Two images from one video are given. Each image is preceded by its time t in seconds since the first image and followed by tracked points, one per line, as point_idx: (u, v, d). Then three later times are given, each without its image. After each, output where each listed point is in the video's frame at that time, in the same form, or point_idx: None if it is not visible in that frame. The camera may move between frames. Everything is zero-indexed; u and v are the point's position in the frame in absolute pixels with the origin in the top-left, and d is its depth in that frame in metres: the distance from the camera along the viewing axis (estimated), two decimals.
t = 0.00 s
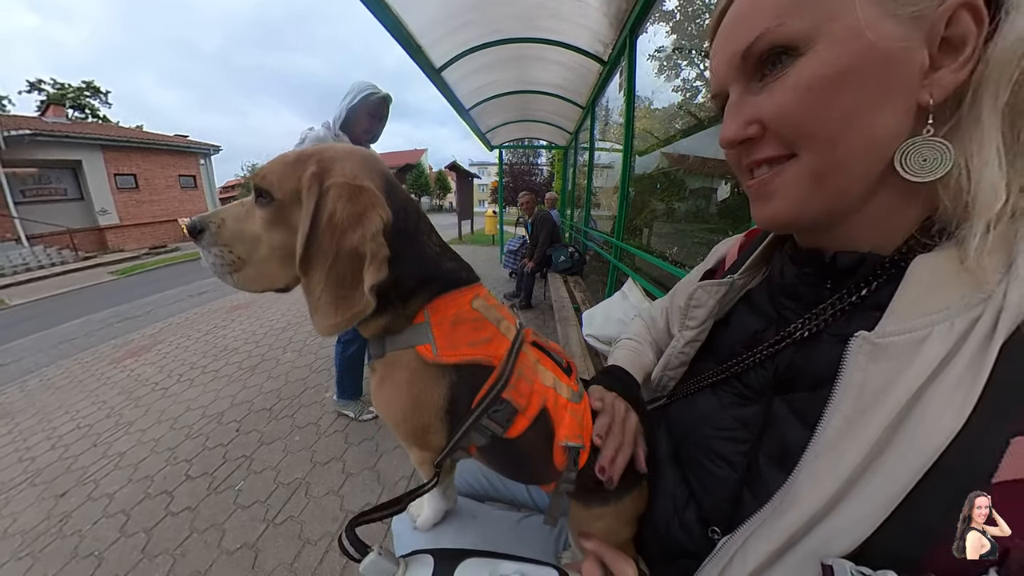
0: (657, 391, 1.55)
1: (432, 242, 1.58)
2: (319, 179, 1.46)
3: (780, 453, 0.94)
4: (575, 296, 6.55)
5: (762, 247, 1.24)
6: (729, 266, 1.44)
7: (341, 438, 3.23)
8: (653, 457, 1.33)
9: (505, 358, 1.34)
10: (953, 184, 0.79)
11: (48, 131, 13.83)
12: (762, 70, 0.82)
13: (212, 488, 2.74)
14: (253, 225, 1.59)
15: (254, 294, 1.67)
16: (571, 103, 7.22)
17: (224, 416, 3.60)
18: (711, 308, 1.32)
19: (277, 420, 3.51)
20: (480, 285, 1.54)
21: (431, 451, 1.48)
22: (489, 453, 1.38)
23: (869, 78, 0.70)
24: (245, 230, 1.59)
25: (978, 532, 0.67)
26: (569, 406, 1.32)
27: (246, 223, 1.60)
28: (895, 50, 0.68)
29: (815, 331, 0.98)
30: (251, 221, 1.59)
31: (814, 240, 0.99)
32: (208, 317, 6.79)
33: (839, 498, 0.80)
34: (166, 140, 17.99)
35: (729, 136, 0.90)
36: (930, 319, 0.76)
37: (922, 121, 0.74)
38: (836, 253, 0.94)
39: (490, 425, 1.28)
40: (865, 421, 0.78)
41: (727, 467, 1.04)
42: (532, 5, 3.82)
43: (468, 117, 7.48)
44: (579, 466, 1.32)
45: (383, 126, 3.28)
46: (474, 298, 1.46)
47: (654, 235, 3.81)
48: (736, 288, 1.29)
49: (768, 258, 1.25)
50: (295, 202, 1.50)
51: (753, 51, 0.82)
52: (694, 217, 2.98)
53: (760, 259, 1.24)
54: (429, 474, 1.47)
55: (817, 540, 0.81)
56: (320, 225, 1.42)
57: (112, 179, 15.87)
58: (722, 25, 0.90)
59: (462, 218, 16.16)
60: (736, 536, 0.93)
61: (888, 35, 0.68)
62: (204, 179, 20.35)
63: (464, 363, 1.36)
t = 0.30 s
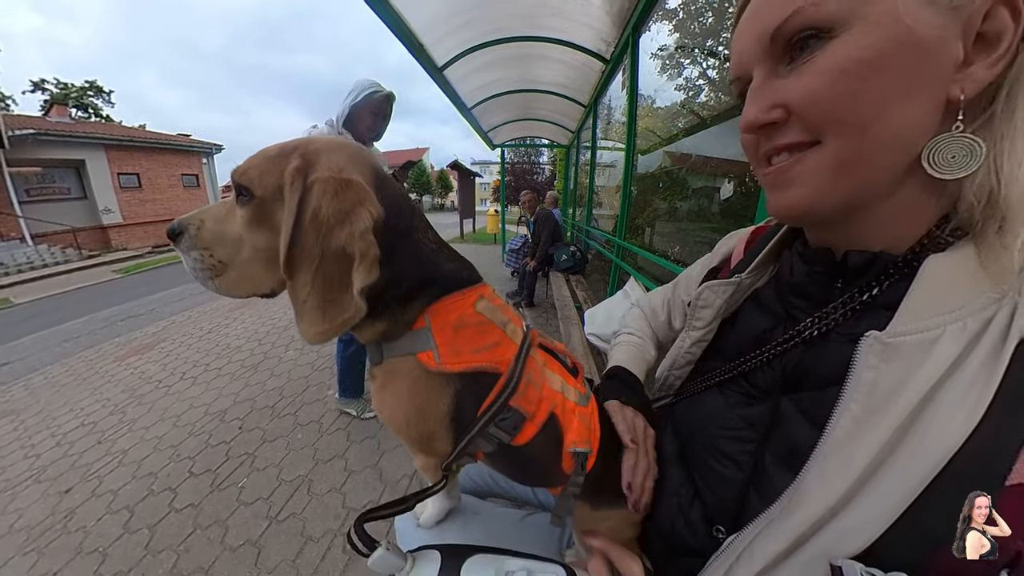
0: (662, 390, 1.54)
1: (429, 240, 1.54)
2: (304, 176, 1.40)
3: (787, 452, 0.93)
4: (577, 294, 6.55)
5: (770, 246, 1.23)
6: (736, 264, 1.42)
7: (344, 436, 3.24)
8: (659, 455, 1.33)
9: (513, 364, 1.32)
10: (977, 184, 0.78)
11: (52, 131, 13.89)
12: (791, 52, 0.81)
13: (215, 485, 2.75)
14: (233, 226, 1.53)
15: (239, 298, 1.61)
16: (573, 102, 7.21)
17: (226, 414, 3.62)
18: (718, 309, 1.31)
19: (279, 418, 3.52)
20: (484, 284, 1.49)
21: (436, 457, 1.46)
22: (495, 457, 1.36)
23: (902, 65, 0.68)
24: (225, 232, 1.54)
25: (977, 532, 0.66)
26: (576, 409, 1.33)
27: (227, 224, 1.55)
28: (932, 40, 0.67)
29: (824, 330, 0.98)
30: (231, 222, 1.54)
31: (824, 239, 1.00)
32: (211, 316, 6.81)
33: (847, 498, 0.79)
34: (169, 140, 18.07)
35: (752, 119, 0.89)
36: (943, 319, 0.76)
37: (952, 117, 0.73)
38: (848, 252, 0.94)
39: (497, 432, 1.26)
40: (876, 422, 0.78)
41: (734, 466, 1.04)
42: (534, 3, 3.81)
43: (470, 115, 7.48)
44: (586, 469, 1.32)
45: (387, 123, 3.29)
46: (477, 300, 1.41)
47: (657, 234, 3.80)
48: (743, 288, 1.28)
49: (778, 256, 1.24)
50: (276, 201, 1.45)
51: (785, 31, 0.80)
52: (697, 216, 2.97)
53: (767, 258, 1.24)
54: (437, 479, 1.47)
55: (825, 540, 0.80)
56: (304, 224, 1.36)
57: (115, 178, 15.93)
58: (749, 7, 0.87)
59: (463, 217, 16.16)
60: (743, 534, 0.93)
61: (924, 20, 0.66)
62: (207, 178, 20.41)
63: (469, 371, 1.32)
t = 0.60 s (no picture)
0: (660, 390, 1.53)
1: (416, 241, 1.52)
2: (283, 178, 1.36)
3: (785, 455, 0.93)
4: (578, 294, 6.54)
5: (772, 244, 1.23)
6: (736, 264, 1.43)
7: (344, 434, 3.25)
8: (659, 456, 1.32)
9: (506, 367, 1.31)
10: (985, 186, 0.77)
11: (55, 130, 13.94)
12: (795, 40, 0.83)
13: (217, 482, 2.77)
14: (212, 231, 1.47)
15: (222, 306, 1.55)
16: (575, 101, 7.20)
17: (228, 412, 3.64)
18: (717, 308, 1.31)
19: (280, 416, 3.54)
20: (476, 285, 1.49)
21: (429, 461, 1.47)
22: (489, 461, 1.35)
23: (902, 58, 0.69)
24: (204, 237, 1.48)
25: (977, 532, 0.67)
26: (572, 411, 1.32)
27: (206, 229, 1.49)
28: (937, 30, 0.67)
29: (826, 330, 0.97)
30: (210, 227, 1.47)
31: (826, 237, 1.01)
32: (213, 314, 6.84)
33: (849, 499, 0.79)
34: (172, 139, 18.11)
35: (754, 106, 0.90)
36: (948, 320, 0.76)
37: (957, 113, 0.73)
38: (851, 252, 0.93)
39: (491, 437, 1.24)
40: (880, 422, 0.77)
41: (733, 468, 1.04)
42: (535, 2, 3.81)
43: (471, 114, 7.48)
44: (585, 472, 1.31)
45: (388, 122, 3.29)
46: (468, 301, 1.40)
47: (658, 234, 3.80)
48: (743, 287, 1.28)
49: (779, 254, 1.24)
50: (256, 204, 1.39)
51: (790, 21, 0.83)
52: (699, 215, 2.96)
53: (769, 256, 1.24)
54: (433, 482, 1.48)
55: (826, 542, 0.80)
56: (285, 229, 1.32)
57: (117, 177, 15.98)
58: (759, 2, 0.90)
59: (464, 216, 16.14)
60: (744, 536, 0.93)
61: (933, 12, 0.67)
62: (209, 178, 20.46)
63: (460, 375, 1.32)
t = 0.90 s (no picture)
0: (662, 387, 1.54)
1: (425, 237, 1.53)
2: (296, 176, 1.36)
3: (786, 450, 0.93)
4: (579, 292, 6.54)
5: (773, 242, 1.23)
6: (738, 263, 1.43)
7: (346, 432, 3.26)
8: (659, 451, 1.33)
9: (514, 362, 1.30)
10: (982, 189, 0.76)
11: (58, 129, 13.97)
12: (787, 50, 0.83)
13: (219, 479, 2.78)
14: (222, 232, 1.46)
15: (235, 309, 1.53)
16: (576, 99, 7.19)
17: (231, 409, 3.65)
18: (718, 304, 1.31)
19: (283, 413, 3.55)
20: (484, 281, 1.48)
21: (439, 455, 1.45)
22: (499, 457, 1.33)
23: (880, 62, 0.71)
24: (212, 239, 1.46)
25: (978, 533, 0.66)
26: (579, 406, 1.33)
27: (215, 231, 1.48)
28: (916, 35, 0.68)
29: (827, 325, 0.97)
30: (219, 228, 1.46)
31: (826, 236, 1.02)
32: (216, 313, 6.86)
33: (849, 494, 0.78)
34: (174, 139, 18.14)
35: (748, 110, 0.92)
36: (946, 317, 0.75)
37: (942, 113, 0.74)
38: (850, 250, 0.93)
39: (500, 432, 1.24)
40: (881, 417, 0.76)
41: (733, 463, 1.04)
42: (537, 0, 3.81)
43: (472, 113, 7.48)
44: (590, 466, 1.32)
45: (389, 121, 3.30)
46: (477, 297, 1.40)
47: (660, 233, 3.80)
48: (743, 284, 1.29)
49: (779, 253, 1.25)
50: (267, 204, 1.39)
51: (779, 29, 0.83)
52: (701, 215, 2.96)
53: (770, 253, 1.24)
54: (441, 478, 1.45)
55: (826, 535, 0.80)
56: (300, 226, 1.32)
57: (120, 177, 16.02)
58: None
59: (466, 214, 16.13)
60: (743, 531, 0.92)
61: (910, 17, 0.68)
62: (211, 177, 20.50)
63: (475, 370, 1.31)
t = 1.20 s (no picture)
0: (665, 383, 1.54)
1: (431, 233, 1.53)
2: (311, 172, 1.35)
3: (788, 443, 0.92)
4: (581, 291, 6.54)
5: (772, 239, 1.24)
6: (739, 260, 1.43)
7: (348, 430, 3.27)
8: (660, 445, 1.34)
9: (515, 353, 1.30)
10: (976, 176, 0.77)
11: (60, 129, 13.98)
12: (774, 63, 0.85)
13: (222, 477, 2.79)
14: (217, 231, 1.42)
15: (228, 312, 1.50)
16: (578, 98, 7.18)
17: (233, 407, 3.66)
18: (716, 297, 1.31)
19: (285, 411, 3.56)
20: (486, 276, 1.48)
21: (443, 449, 1.44)
22: (501, 449, 1.35)
23: (862, 66, 0.72)
24: (209, 238, 1.43)
25: (978, 533, 0.66)
26: (579, 398, 1.32)
27: (208, 229, 1.44)
28: (894, 39, 0.70)
29: (828, 320, 0.97)
30: (214, 226, 1.42)
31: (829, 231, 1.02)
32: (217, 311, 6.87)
33: (850, 485, 0.78)
34: (175, 138, 18.15)
35: (745, 122, 0.93)
36: (942, 310, 0.75)
37: (931, 107, 0.75)
38: (850, 244, 0.93)
39: (504, 423, 1.25)
40: (882, 409, 0.76)
41: (735, 457, 1.04)
42: None
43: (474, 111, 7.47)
44: (592, 458, 1.28)
45: (389, 119, 3.29)
46: (480, 290, 1.40)
47: (661, 232, 3.79)
48: (743, 279, 1.29)
49: (780, 249, 1.25)
50: (276, 200, 1.37)
51: (764, 43, 0.84)
52: (702, 213, 2.95)
53: (770, 249, 1.25)
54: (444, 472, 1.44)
55: (829, 526, 0.79)
56: (315, 223, 1.31)
57: (121, 176, 16.04)
58: (747, 14, 0.93)
59: (467, 213, 16.14)
60: (746, 525, 0.91)
61: (888, 23, 0.70)
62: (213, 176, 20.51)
63: (478, 360, 1.31)
